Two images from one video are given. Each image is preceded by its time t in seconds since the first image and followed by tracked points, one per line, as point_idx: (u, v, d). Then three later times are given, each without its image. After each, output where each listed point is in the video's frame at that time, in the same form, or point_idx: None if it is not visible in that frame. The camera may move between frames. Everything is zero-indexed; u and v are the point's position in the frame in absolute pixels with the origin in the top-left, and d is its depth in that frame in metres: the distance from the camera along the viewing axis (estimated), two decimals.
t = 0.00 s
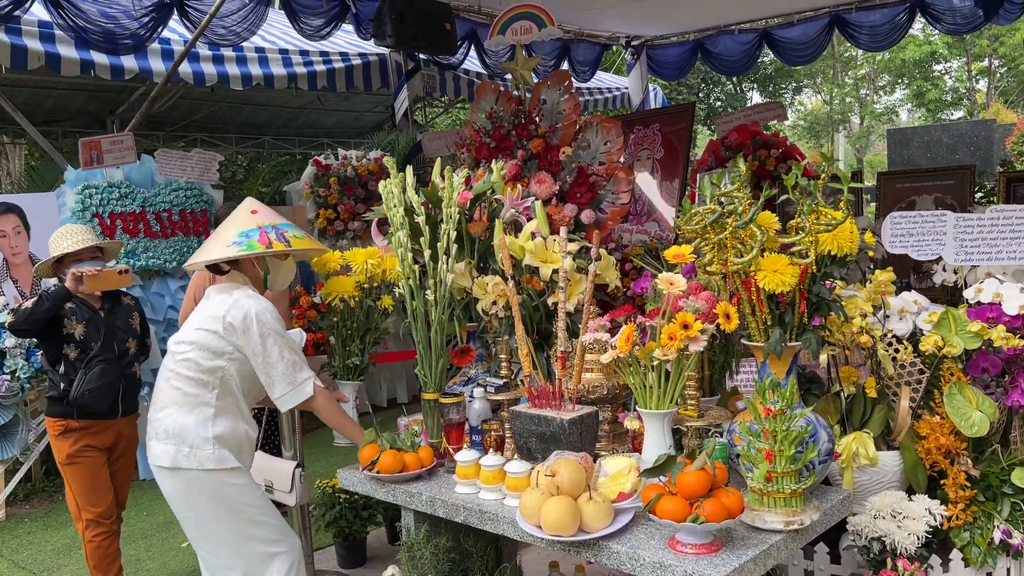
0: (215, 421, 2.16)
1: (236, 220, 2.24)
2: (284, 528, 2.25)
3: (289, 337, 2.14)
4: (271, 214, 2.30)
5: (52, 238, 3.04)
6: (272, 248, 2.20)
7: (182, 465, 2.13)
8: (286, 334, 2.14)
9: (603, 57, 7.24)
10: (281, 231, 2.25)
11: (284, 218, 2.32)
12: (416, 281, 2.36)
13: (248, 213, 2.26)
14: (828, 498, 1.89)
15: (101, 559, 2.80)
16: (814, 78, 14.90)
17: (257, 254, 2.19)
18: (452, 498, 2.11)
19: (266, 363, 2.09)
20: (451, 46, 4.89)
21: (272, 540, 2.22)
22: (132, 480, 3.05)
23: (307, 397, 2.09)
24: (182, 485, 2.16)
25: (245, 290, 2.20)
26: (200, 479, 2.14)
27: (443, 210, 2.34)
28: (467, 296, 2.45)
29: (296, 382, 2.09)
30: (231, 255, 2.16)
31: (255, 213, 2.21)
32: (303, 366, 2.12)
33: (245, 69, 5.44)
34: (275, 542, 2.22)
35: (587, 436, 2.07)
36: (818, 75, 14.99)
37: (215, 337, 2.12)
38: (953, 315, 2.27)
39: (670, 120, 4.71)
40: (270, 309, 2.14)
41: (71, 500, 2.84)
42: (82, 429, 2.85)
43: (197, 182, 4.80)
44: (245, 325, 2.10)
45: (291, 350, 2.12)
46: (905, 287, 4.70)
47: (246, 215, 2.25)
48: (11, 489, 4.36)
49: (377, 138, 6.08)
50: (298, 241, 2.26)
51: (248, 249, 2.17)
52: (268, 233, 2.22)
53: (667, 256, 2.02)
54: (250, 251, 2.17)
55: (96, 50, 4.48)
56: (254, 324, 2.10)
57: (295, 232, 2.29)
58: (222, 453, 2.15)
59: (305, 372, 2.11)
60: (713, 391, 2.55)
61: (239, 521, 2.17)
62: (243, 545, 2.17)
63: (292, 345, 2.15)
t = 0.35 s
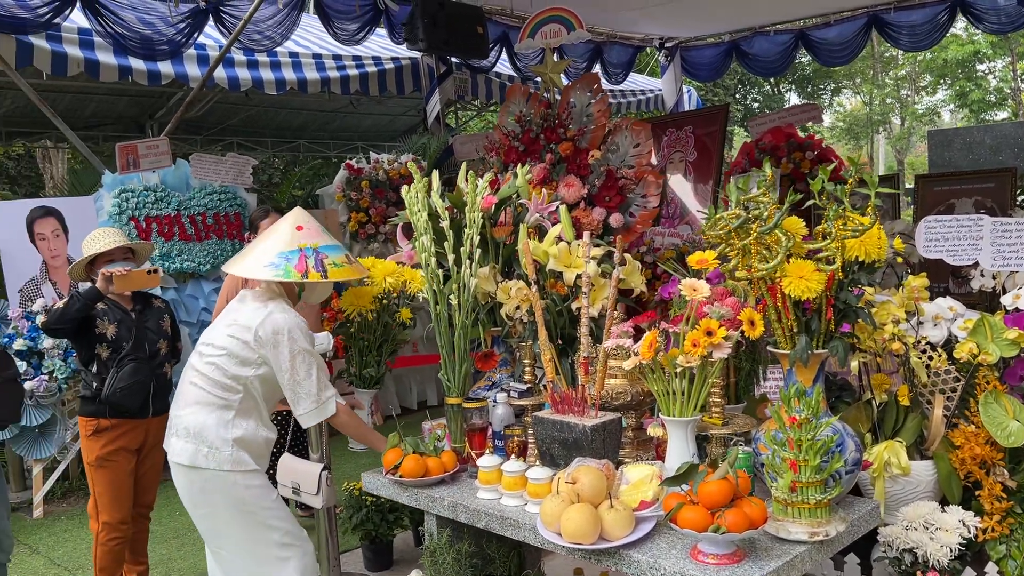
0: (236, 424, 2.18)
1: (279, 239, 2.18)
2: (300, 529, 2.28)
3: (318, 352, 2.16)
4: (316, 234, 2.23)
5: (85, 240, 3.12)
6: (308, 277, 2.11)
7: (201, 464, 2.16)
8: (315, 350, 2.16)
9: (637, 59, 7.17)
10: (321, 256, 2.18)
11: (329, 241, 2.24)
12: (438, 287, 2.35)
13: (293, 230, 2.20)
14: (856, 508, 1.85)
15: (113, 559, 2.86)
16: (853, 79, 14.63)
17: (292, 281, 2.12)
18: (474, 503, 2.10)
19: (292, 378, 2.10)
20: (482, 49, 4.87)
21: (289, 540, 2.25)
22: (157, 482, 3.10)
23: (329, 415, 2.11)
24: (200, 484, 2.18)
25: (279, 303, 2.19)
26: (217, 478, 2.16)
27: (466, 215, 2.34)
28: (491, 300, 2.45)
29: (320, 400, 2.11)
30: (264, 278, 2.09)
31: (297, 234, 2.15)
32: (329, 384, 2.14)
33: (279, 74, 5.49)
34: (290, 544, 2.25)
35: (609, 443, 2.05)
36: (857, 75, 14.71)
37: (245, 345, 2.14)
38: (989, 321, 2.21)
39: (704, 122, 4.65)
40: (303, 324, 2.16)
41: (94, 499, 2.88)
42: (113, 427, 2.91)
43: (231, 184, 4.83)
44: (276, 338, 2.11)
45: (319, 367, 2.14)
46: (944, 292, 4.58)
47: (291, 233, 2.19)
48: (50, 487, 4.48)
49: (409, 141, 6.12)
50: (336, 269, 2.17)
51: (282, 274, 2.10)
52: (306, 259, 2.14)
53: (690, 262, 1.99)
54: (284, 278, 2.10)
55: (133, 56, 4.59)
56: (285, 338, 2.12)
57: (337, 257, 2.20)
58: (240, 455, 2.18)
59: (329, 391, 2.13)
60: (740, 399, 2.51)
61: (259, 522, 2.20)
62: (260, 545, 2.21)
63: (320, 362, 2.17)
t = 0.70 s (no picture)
0: (248, 423, 2.21)
1: (301, 246, 2.18)
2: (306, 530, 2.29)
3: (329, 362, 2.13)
4: (337, 242, 2.21)
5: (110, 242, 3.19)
6: (323, 289, 2.10)
7: (213, 461, 2.20)
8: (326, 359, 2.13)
9: (664, 61, 7.13)
10: (340, 267, 2.15)
11: (351, 250, 2.22)
12: (456, 289, 2.39)
13: (315, 238, 2.19)
14: (873, 515, 1.84)
15: (130, 558, 2.94)
16: (885, 80, 14.40)
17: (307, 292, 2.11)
18: (490, 506, 2.11)
19: (302, 386, 2.08)
20: (506, 52, 4.87)
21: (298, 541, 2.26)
22: (177, 481, 3.15)
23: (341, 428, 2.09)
24: (213, 480, 2.22)
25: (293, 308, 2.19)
26: (229, 475, 2.20)
27: (485, 218, 2.37)
28: (510, 303, 2.46)
29: (332, 411, 2.09)
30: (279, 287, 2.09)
31: (316, 243, 2.14)
32: (342, 395, 2.11)
33: (307, 78, 5.56)
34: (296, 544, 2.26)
35: (625, 447, 2.04)
36: (890, 76, 14.49)
37: (254, 347, 2.15)
38: (1013, 326, 2.16)
39: (730, 124, 4.61)
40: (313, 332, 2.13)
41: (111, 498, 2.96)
42: (130, 428, 2.97)
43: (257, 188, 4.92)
44: (286, 343, 2.10)
45: (331, 377, 2.11)
46: (974, 297, 4.50)
47: (311, 241, 2.18)
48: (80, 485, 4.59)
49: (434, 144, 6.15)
50: (353, 282, 2.14)
51: (298, 284, 2.09)
52: (323, 269, 2.12)
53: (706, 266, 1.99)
54: (300, 288, 2.09)
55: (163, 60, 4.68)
56: (293, 344, 2.11)
57: (356, 267, 2.18)
58: (250, 453, 2.20)
59: (342, 402, 2.10)
60: (759, 404, 2.49)
61: (265, 522, 2.21)
62: (268, 543, 2.22)
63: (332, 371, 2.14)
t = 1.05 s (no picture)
0: (249, 423, 2.22)
1: (313, 252, 2.16)
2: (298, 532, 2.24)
3: (305, 369, 2.08)
4: (348, 249, 2.18)
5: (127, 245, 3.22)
6: (325, 298, 2.07)
7: (214, 455, 2.25)
8: (304, 366, 2.07)
9: (683, 62, 7.11)
10: (347, 276, 2.12)
11: (362, 259, 2.18)
12: (472, 292, 2.40)
13: (327, 244, 2.17)
14: (888, 519, 1.83)
15: (148, 557, 2.99)
16: (909, 80, 14.26)
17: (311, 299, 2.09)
18: (503, 507, 2.12)
19: (271, 392, 2.05)
20: (525, 54, 4.88)
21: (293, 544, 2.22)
22: (194, 482, 3.20)
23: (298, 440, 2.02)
24: (217, 475, 2.26)
25: (295, 312, 2.15)
26: (230, 472, 2.22)
27: (499, 220, 2.37)
28: (524, 305, 2.47)
29: (293, 422, 2.02)
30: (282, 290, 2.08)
31: (326, 251, 2.11)
32: (304, 406, 2.04)
33: (326, 80, 5.60)
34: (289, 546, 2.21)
35: (639, 449, 2.05)
36: (914, 76, 14.33)
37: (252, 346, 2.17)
38: None
39: (749, 125, 4.59)
40: (296, 338, 2.07)
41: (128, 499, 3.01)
42: (148, 430, 3.02)
43: (278, 190, 5.06)
44: (268, 346, 2.07)
45: (299, 386, 2.05)
46: (998, 300, 4.43)
47: (323, 247, 2.16)
48: (103, 483, 4.66)
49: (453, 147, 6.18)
50: (359, 292, 2.10)
51: (301, 290, 2.08)
52: (329, 278, 2.09)
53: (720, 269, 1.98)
54: (302, 294, 2.08)
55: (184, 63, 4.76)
56: (276, 347, 2.07)
57: (364, 276, 2.14)
58: (247, 452, 2.21)
59: (304, 414, 2.03)
60: (775, 407, 2.48)
61: (262, 521, 2.20)
62: (262, 544, 2.20)
63: (307, 379, 2.08)
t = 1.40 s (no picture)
0: (250, 421, 2.24)
1: (311, 252, 2.18)
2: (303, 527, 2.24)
3: (295, 368, 2.09)
4: (347, 249, 2.20)
5: (140, 248, 3.25)
6: (321, 297, 2.09)
7: (217, 452, 2.29)
8: (293, 365, 2.08)
9: (694, 64, 7.09)
10: (343, 275, 2.13)
11: (360, 259, 2.19)
12: (480, 294, 2.39)
13: (325, 244, 2.19)
14: (897, 522, 1.83)
15: (159, 557, 3.00)
16: (922, 81, 14.18)
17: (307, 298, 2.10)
18: (512, 508, 2.13)
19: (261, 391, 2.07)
20: (536, 56, 4.90)
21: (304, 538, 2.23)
22: (206, 483, 3.22)
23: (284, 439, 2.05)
24: (223, 472, 2.28)
25: (291, 312, 2.16)
26: (236, 469, 2.24)
27: (507, 222, 2.37)
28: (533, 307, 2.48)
29: (279, 420, 2.05)
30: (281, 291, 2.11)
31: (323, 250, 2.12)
32: (291, 405, 2.06)
33: (337, 83, 5.62)
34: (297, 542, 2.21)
35: (647, 451, 2.05)
36: (927, 77, 14.24)
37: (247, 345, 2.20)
38: None
39: (760, 127, 4.58)
40: (287, 337, 2.09)
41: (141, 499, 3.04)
42: (160, 430, 3.05)
43: (289, 192, 5.05)
44: (259, 344, 2.09)
45: (287, 386, 2.06)
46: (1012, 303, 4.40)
47: (322, 248, 2.18)
48: (115, 483, 4.70)
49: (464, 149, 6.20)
50: (355, 291, 2.11)
51: (299, 290, 2.10)
52: (326, 277, 2.11)
53: (728, 271, 1.99)
54: (300, 293, 2.09)
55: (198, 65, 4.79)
56: (268, 345, 2.08)
57: (361, 276, 2.15)
58: (250, 451, 2.22)
59: (290, 413, 2.05)
60: (784, 409, 2.47)
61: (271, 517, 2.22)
62: (270, 539, 2.21)
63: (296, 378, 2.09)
